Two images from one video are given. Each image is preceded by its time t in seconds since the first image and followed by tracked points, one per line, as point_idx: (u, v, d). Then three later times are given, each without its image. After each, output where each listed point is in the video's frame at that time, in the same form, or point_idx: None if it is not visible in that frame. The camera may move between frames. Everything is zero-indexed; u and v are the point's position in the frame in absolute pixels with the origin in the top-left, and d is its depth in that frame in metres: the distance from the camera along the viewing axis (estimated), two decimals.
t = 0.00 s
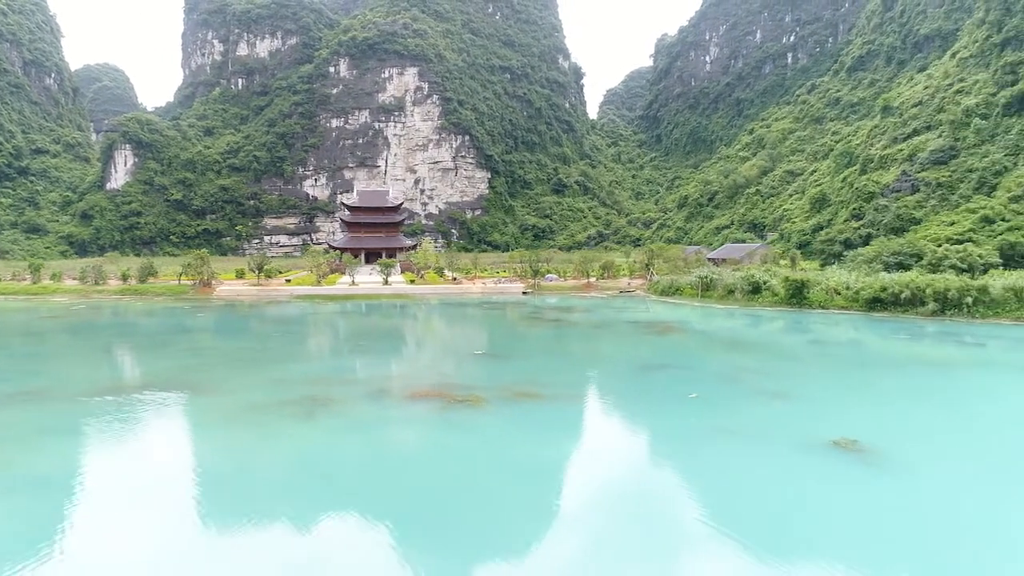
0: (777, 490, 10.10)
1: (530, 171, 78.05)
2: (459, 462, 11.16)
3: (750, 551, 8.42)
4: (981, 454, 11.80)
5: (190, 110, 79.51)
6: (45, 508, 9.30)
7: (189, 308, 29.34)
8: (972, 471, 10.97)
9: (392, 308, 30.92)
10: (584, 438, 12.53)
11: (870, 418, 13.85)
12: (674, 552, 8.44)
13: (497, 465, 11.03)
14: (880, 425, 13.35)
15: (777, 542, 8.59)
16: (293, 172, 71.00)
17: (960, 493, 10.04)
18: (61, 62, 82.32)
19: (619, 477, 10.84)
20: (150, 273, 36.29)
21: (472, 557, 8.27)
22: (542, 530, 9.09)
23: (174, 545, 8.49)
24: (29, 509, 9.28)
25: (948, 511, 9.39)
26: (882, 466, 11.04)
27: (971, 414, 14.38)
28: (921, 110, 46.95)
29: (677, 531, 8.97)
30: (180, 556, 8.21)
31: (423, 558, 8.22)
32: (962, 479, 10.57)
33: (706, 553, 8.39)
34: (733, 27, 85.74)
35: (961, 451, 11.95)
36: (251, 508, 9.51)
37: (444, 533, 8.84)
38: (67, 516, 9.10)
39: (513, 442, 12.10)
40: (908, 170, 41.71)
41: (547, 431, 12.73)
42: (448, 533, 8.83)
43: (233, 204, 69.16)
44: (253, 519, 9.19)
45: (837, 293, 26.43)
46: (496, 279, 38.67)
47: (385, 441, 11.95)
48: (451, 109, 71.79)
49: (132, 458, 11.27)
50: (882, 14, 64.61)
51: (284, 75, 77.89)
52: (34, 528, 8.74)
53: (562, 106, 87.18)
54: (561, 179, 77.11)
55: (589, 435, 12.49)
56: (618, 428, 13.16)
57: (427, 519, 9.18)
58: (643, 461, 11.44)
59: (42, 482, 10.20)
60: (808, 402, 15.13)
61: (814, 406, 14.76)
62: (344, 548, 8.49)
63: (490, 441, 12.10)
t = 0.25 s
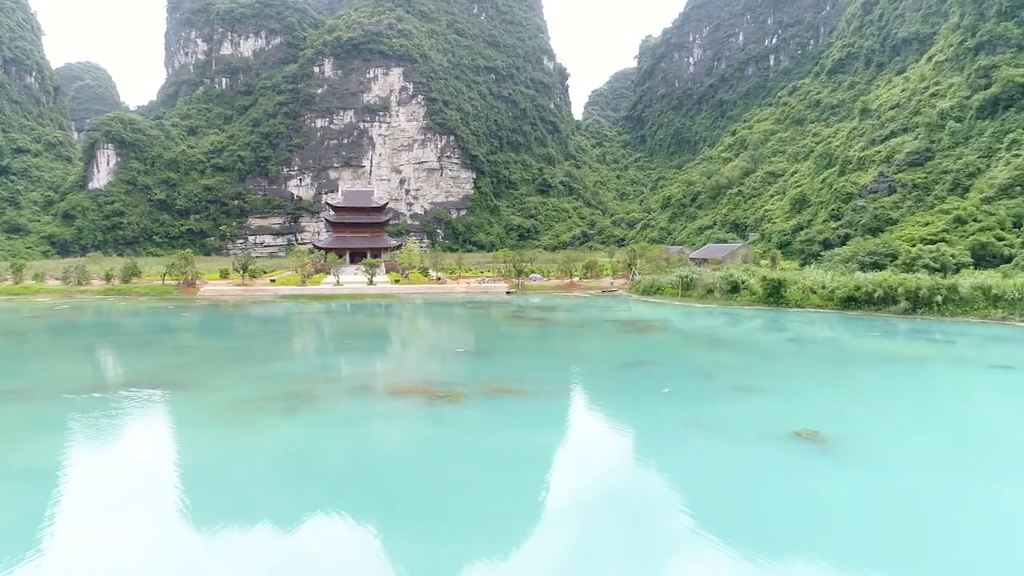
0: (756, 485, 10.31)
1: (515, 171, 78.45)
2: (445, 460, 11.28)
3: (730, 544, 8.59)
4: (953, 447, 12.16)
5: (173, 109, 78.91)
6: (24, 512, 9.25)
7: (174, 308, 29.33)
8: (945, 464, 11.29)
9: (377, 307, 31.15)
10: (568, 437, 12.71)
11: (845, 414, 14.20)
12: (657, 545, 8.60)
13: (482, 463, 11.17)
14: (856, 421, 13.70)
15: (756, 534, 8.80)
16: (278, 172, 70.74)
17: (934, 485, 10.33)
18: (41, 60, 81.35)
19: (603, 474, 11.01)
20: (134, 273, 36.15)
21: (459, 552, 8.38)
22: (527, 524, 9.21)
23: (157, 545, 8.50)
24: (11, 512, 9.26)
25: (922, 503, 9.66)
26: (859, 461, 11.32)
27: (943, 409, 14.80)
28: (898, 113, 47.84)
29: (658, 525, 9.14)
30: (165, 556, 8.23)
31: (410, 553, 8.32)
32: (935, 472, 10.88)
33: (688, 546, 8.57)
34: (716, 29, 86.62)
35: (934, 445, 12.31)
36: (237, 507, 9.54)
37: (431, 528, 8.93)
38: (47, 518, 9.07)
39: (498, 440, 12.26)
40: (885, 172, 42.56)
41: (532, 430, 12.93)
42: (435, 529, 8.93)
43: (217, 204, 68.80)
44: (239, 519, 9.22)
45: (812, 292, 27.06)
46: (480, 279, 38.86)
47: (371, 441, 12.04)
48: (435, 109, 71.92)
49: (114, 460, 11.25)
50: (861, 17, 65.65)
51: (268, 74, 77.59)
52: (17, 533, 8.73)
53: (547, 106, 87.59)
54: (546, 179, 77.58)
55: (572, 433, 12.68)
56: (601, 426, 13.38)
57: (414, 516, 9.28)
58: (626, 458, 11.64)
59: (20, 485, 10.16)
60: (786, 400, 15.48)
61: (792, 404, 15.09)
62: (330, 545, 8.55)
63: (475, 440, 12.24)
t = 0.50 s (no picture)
0: (739, 481, 10.49)
1: (501, 171, 78.79)
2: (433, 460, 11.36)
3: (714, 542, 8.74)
4: (929, 444, 12.48)
5: (157, 109, 78.35)
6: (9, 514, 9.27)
7: (159, 308, 29.31)
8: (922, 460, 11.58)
9: (363, 307, 31.36)
10: (554, 435, 12.85)
11: (825, 412, 14.51)
12: (642, 542, 8.76)
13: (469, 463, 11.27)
14: (836, 418, 13.98)
15: (739, 529, 8.98)
16: (263, 172, 70.50)
17: (912, 481, 10.58)
18: (23, 58, 80.47)
19: (590, 472, 11.15)
20: (119, 273, 36.05)
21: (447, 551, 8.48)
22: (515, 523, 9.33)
23: (142, 549, 8.49)
24: None
25: (900, 499, 9.89)
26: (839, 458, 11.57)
27: (919, 407, 15.16)
28: (877, 116, 48.71)
29: (644, 523, 9.28)
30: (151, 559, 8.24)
31: (399, 553, 8.41)
32: (912, 469, 11.15)
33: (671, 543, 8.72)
34: (700, 31, 87.37)
35: (911, 441, 12.61)
36: (224, 508, 9.55)
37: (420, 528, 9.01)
38: (27, 522, 9.02)
39: (485, 439, 12.38)
40: (864, 173, 43.36)
41: (518, 428, 13.07)
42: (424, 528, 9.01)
43: (202, 204, 68.46)
44: (227, 521, 9.23)
45: (791, 291, 27.65)
46: (465, 279, 39.05)
47: (359, 441, 12.12)
48: (421, 109, 72.00)
49: (98, 463, 11.22)
50: (842, 20, 66.55)
51: (253, 74, 77.27)
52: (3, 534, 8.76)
53: (533, 107, 87.98)
54: (532, 180, 78.01)
55: (558, 431, 12.82)
56: (586, 425, 13.55)
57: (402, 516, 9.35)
58: (612, 456, 11.80)
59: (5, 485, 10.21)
60: (768, 398, 15.76)
61: (773, 401, 15.37)
62: (318, 545, 8.60)
63: (462, 439, 12.37)
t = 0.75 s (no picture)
0: (723, 477, 10.54)
1: (485, 171, 79.22)
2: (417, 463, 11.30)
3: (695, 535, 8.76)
4: (909, 440, 12.63)
5: (140, 108, 77.76)
6: None
7: (142, 308, 29.26)
8: (903, 456, 11.70)
9: (347, 306, 31.58)
10: (539, 438, 12.87)
11: (810, 411, 14.66)
12: (624, 538, 8.75)
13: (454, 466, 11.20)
14: (819, 418, 14.13)
15: (722, 524, 9.01)
16: (246, 172, 70.22)
17: (893, 477, 10.68)
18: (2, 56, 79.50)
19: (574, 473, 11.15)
20: (102, 273, 35.92)
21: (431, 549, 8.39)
22: (499, 521, 9.29)
23: (121, 554, 8.38)
24: None
25: (882, 494, 9.97)
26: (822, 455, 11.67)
27: (901, 405, 15.37)
28: (854, 118, 49.62)
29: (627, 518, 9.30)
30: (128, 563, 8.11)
31: (381, 552, 8.31)
32: (891, 464, 11.28)
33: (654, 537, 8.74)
34: (683, 33, 88.22)
35: (892, 438, 12.76)
36: (204, 513, 9.42)
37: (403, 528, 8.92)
38: (6, 525, 8.98)
39: (470, 442, 12.34)
40: (841, 174, 44.26)
41: (504, 431, 13.04)
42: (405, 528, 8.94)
43: (185, 204, 68.01)
44: (209, 524, 9.12)
45: (767, 290, 28.33)
46: (449, 279, 39.15)
47: (343, 442, 12.15)
48: (405, 110, 72.15)
49: (74, 468, 11.03)
50: (821, 24, 67.57)
51: (236, 74, 76.99)
52: None
53: (517, 108, 88.47)
54: (516, 180, 78.51)
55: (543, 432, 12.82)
56: (572, 427, 13.57)
57: (385, 516, 9.27)
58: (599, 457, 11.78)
59: None
60: (752, 398, 15.91)
61: (756, 401, 15.50)
62: (299, 547, 8.52)
63: (447, 442, 12.32)
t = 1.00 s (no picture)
0: (706, 476, 10.76)
1: (472, 172, 79.53)
2: (406, 463, 11.44)
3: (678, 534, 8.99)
4: (889, 438, 12.95)
5: (125, 107, 77.27)
6: None
7: (127, 308, 29.24)
8: (882, 454, 12.00)
9: (333, 306, 31.76)
10: (526, 438, 13.06)
11: (792, 410, 14.95)
12: (609, 537, 8.95)
13: (443, 465, 11.36)
14: (801, 417, 14.43)
15: (705, 522, 9.23)
16: (233, 172, 70.00)
17: (872, 474, 10.97)
18: None
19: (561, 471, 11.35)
20: (87, 273, 35.83)
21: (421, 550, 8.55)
22: (487, 521, 9.45)
23: (111, 556, 8.45)
24: None
25: (862, 492, 10.24)
26: (804, 454, 11.94)
27: (881, 403, 15.71)
28: (836, 119, 50.37)
29: (611, 517, 9.51)
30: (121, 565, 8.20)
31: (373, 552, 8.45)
32: (871, 461, 11.58)
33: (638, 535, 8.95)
34: (669, 34, 88.82)
35: (872, 436, 13.06)
36: (193, 515, 9.50)
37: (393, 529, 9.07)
38: None
39: (458, 442, 12.50)
40: (823, 175, 44.95)
41: (492, 431, 13.20)
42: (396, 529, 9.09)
43: (171, 204, 67.47)
44: (199, 527, 9.21)
45: (748, 289, 28.90)
46: (435, 279, 39.28)
47: (331, 442, 12.32)
48: (392, 110, 72.24)
49: (60, 472, 11.04)
50: (805, 26, 68.27)
51: (222, 73, 76.69)
52: None
53: (504, 108, 88.80)
54: (503, 181, 78.85)
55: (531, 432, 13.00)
56: (558, 426, 13.77)
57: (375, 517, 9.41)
58: (585, 457, 11.99)
59: None
60: (735, 397, 16.20)
61: (739, 399, 15.85)
62: (289, 548, 8.65)
63: (436, 442, 12.46)
